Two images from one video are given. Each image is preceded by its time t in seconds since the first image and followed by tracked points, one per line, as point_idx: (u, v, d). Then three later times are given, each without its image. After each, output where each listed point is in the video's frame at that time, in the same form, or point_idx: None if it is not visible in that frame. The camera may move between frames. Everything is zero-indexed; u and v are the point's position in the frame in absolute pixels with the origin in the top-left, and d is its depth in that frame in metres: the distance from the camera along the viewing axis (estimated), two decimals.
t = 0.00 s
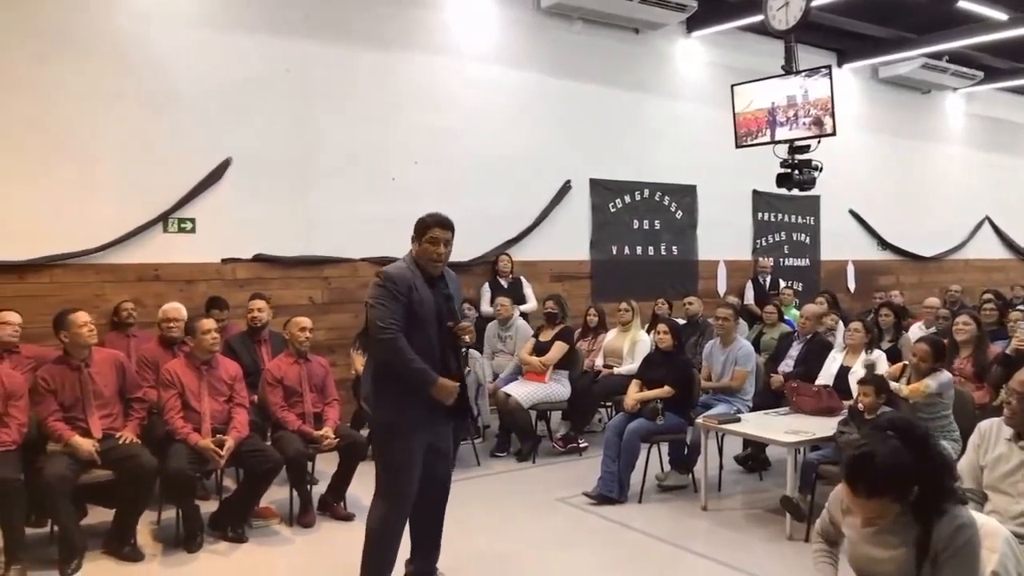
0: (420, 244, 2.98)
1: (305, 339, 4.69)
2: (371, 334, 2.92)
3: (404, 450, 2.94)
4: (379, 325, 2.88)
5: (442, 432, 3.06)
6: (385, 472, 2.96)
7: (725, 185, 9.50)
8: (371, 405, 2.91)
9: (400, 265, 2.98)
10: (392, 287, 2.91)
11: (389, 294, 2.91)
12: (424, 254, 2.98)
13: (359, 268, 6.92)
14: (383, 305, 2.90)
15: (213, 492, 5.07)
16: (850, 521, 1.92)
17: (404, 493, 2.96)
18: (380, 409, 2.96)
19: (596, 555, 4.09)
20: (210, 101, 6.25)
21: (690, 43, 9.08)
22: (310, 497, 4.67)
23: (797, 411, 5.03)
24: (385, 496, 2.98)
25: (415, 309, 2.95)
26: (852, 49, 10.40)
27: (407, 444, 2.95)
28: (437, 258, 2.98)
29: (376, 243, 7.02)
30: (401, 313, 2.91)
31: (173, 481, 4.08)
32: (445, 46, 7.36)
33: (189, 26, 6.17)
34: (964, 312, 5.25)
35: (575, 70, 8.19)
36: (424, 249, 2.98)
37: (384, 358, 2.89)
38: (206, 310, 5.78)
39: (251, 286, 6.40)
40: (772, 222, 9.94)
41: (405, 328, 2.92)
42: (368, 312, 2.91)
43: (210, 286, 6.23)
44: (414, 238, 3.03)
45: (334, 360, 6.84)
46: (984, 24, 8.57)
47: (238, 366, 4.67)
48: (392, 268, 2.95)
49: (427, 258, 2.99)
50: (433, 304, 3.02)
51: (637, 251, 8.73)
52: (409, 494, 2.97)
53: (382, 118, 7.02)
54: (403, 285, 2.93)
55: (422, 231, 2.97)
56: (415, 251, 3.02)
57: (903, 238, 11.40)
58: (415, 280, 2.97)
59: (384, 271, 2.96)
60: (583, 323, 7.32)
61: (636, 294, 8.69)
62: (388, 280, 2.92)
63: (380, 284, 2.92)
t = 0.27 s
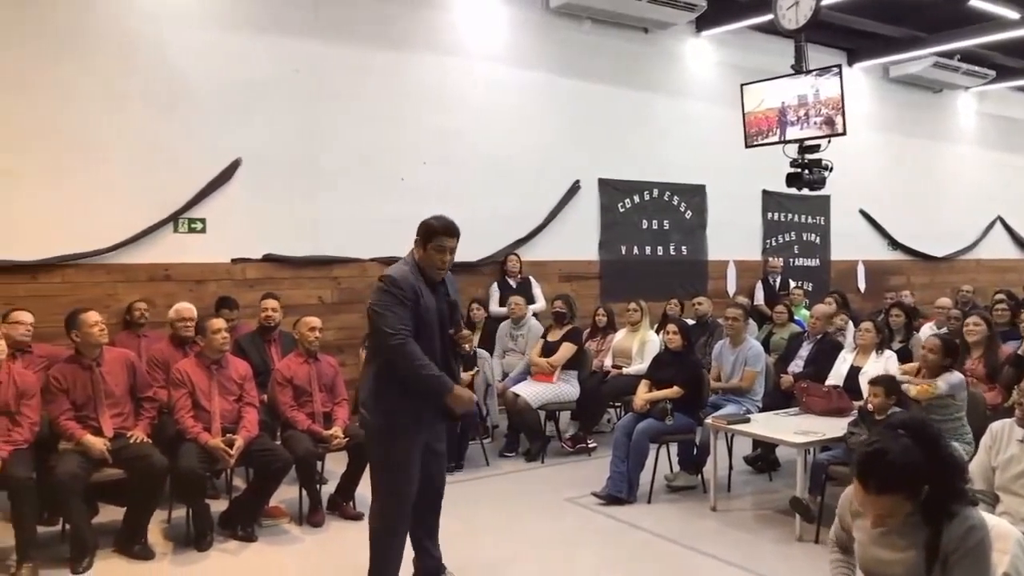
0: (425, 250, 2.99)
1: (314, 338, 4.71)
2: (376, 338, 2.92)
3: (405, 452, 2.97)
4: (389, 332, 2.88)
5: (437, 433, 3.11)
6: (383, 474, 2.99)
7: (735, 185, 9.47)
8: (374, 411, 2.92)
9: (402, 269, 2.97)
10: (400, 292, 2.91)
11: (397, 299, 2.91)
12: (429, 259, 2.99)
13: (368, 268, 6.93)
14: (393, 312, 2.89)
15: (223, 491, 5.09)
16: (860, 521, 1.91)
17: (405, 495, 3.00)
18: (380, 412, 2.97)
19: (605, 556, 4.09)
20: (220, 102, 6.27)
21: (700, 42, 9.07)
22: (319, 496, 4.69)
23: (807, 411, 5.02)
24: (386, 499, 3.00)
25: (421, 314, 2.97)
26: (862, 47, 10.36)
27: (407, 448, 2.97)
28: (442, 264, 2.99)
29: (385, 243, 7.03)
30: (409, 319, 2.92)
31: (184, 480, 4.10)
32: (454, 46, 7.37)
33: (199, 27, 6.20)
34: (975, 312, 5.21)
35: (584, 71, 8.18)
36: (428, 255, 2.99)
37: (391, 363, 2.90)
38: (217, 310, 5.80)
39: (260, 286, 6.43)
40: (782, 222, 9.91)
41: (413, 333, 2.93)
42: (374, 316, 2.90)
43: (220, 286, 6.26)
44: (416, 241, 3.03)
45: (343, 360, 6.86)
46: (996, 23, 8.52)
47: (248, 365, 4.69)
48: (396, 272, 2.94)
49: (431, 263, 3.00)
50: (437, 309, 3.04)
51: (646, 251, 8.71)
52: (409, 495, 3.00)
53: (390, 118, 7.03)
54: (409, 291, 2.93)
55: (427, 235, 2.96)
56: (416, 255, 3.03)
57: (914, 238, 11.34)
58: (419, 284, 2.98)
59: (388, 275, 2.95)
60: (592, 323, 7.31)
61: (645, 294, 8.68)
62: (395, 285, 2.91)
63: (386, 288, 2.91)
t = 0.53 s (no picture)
0: (427, 257, 2.98)
1: (324, 338, 4.72)
2: (378, 345, 2.91)
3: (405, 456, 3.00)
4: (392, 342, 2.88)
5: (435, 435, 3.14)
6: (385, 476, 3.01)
7: (744, 185, 9.45)
8: (375, 419, 2.92)
9: (402, 275, 2.97)
10: (404, 300, 2.91)
11: (400, 308, 2.91)
12: (431, 267, 2.99)
13: (376, 268, 6.95)
14: (397, 321, 2.89)
15: (232, 490, 5.11)
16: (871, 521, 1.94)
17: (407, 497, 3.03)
18: (380, 419, 2.97)
19: (614, 556, 4.08)
20: (230, 102, 6.30)
21: (708, 42, 9.05)
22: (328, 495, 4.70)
23: (817, 411, 4.99)
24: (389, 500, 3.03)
25: (422, 323, 2.98)
26: (872, 46, 10.32)
27: (408, 452, 3.00)
28: (444, 273, 3.00)
29: (393, 243, 7.05)
30: (410, 329, 2.92)
31: (193, 479, 4.11)
32: (463, 47, 7.38)
33: (208, 28, 6.22)
34: (986, 313, 5.17)
35: (593, 71, 8.18)
36: (431, 263, 2.99)
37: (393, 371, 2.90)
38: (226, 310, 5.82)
39: (270, 286, 6.45)
40: (791, 221, 9.88)
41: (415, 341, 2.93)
42: (376, 324, 2.89)
43: (230, 286, 6.29)
44: (418, 247, 3.02)
45: (352, 359, 6.88)
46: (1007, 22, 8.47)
47: (257, 365, 4.72)
48: (398, 279, 2.93)
49: (432, 270, 3.00)
50: (437, 316, 3.05)
51: (655, 251, 8.70)
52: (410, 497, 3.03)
53: (399, 119, 7.04)
54: (411, 298, 2.93)
55: (431, 243, 2.95)
56: (417, 261, 3.02)
57: (924, 238, 11.29)
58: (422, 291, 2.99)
59: (390, 282, 2.93)
60: (601, 323, 7.31)
61: (653, 294, 8.67)
62: (397, 293, 2.91)
63: (389, 296, 2.90)
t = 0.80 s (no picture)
0: (433, 256, 2.98)
1: (333, 338, 4.73)
2: (384, 345, 2.90)
3: (411, 456, 3.00)
4: (401, 340, 2.86)
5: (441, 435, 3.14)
6: (388, 474, 3.02)
7: (753, 185, 9.42)
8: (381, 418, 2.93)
9: (407, 273, 2.95)
10: (410, 299, 2.90)
11: (406, 307, 2.89)
12: (437, 266, 2.98)
13: (385, 268, 6.96)
14: (405, 319, 2.88)
15: (242, 489, 5.13)
16: (882, 522, 1.95)
17: (412, 498, 3.04)
18: (387, 420, 2.98)
19: (623, 557, 4.08)
20: (240, 103, 6.32)
21: (717, 42, 9.03)
22: (337, 495, 4.71)
23: (826, 412, 4.97)
24: (394, 500, 3.04)
25: (428, 320, 2.97)
26: (882, 46, 10.29)
27: (413, 452, 3.00)
28: (449, 272, 3.00)
29: (402, 243, 7.06)
30: (418, 326, 2.91)
31: (203, 479, 4.13)
32: (471, 47, 7.39)
33: (219, 29, 6.25)
34: (999, 313, 5.14)
35: (601, 71, 8.17)
36: (436, 262, 2.98)
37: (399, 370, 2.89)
38: (236, 310, 5.85)
39: (279, 286, 6.47)
40: (801, 222, 9.85)
41: (421, 339, 2.92)
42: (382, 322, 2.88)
43: (239, 286, 6.31)
44: (422, 246, 3.01)
45: (361, 359, 6.89)
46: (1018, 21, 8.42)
47: (267, 365, 4.73)
48: (404, 278, 2.92)
49: (437, 269, 3.00)
50: (443, 314, 3.04)
51: (663, 251, 8.69)
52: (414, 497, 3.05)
53: (408, 119, 7.05)
54: (417, 297, 2.92)
55: (436, 241, 2.94)
56: (422, 260, 3.02)
57: (934, 238, 11.24)
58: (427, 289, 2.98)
59: (396, 280, 2.92)
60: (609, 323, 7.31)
61: (662, 294, 8.66)
62: (404, 291, 2.89)
63: (396, 295, 2.89)
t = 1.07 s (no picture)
0: (450, 257, 3.00)
1: (342, 337, 4.75)
2: (402, 344, 2.90)
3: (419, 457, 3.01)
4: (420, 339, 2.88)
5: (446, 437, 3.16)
6: (391, 474, 3.02)
7: (763, 184, 9.39)
8: (394, 419, 2.92)
9: (424, 273, 2.97)
10: (429, 299, 2.91)
11: (425, 306, 2.91)
12: (454, 268, 3.01)
13: (395, 268, 6.97)
14: (424, 319, 2.89)
15: (252, 489, 5.15)
16: (893, 524, 1.94)
17: (417, 498, 3.05)
18: (398, 421, 2.96)
19: (632, 557, 4.08)
20: (250, 104, 6.35)
21: (727, 41, 9.01)
22: (346, 494, 4.73)
23: (837, 413, 4.95)
24: (398, 500, 3.04)
25: (445, 321, 2.99)
26: (892, 45, 10.28)
27: (421, 453, 3.01)
28: (465, 274, 3.03)
29: (411, 243, 7.07)
30: (435, 326, 2.93)
31: (213, 478, 4.15)
32: (481, 48, 7.39)
33: (229, 30, 6.28)
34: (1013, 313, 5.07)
35: (611, 71, 8.17)
36: (453, 263, 3.01)
37: (414, 368, 2.90)
38: (246, 310, 5.87)
39: (289, 286, 6.49)
40: (811, 221, 9.82)
41: (438, 339, 2.94)
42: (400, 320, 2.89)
43: (250, 286, 6.33)
44: (439, 246, 3.03)
45: (370, 359, 6.91)
46: None
47: (277, 364, 4.75)
48: (422, 277, 2.93)
49: (453, 271, 3.02)
50: (457, 316, 3.06)
51: (673, 251, 8.67)
52: (418, 498, 3.06)
53: (417, 120, 7.06)
54: (435, 296, 2.94)
55: (455, 243, 2.97)
56: (438, 260, 3.03)
57: (946, 238, 11.18)
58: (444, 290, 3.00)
59: (414, 280, 2.93)
60: (619, 323, 7.30)
61: (671, 294, 8.64)
62: (423, 291, 2.91)
63: (414, 294, 2.90)
